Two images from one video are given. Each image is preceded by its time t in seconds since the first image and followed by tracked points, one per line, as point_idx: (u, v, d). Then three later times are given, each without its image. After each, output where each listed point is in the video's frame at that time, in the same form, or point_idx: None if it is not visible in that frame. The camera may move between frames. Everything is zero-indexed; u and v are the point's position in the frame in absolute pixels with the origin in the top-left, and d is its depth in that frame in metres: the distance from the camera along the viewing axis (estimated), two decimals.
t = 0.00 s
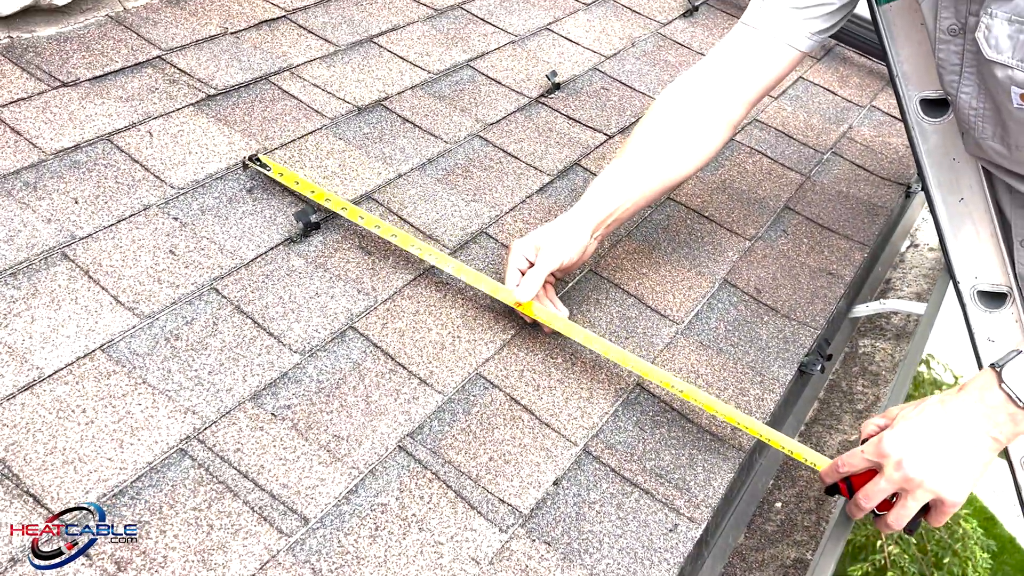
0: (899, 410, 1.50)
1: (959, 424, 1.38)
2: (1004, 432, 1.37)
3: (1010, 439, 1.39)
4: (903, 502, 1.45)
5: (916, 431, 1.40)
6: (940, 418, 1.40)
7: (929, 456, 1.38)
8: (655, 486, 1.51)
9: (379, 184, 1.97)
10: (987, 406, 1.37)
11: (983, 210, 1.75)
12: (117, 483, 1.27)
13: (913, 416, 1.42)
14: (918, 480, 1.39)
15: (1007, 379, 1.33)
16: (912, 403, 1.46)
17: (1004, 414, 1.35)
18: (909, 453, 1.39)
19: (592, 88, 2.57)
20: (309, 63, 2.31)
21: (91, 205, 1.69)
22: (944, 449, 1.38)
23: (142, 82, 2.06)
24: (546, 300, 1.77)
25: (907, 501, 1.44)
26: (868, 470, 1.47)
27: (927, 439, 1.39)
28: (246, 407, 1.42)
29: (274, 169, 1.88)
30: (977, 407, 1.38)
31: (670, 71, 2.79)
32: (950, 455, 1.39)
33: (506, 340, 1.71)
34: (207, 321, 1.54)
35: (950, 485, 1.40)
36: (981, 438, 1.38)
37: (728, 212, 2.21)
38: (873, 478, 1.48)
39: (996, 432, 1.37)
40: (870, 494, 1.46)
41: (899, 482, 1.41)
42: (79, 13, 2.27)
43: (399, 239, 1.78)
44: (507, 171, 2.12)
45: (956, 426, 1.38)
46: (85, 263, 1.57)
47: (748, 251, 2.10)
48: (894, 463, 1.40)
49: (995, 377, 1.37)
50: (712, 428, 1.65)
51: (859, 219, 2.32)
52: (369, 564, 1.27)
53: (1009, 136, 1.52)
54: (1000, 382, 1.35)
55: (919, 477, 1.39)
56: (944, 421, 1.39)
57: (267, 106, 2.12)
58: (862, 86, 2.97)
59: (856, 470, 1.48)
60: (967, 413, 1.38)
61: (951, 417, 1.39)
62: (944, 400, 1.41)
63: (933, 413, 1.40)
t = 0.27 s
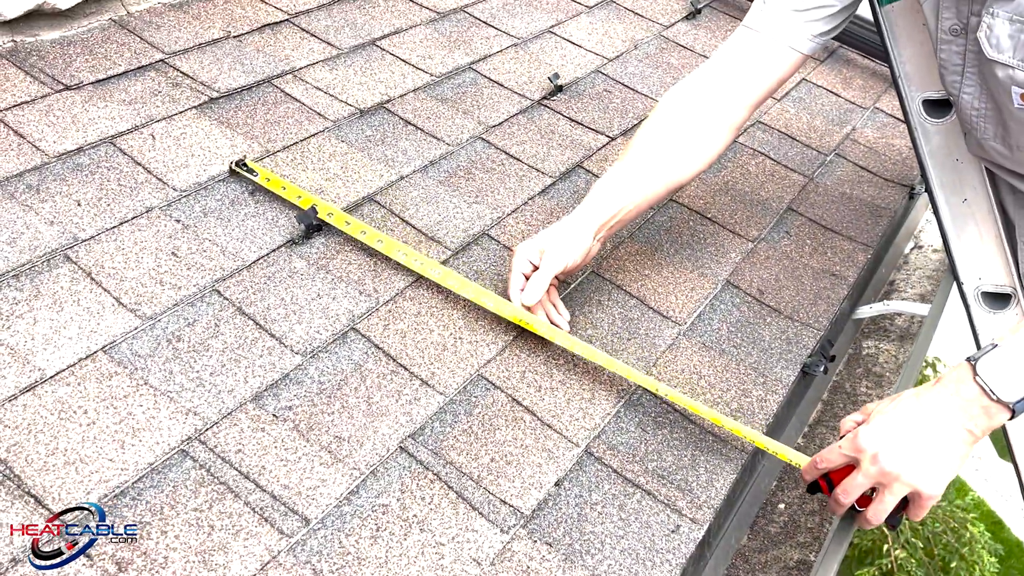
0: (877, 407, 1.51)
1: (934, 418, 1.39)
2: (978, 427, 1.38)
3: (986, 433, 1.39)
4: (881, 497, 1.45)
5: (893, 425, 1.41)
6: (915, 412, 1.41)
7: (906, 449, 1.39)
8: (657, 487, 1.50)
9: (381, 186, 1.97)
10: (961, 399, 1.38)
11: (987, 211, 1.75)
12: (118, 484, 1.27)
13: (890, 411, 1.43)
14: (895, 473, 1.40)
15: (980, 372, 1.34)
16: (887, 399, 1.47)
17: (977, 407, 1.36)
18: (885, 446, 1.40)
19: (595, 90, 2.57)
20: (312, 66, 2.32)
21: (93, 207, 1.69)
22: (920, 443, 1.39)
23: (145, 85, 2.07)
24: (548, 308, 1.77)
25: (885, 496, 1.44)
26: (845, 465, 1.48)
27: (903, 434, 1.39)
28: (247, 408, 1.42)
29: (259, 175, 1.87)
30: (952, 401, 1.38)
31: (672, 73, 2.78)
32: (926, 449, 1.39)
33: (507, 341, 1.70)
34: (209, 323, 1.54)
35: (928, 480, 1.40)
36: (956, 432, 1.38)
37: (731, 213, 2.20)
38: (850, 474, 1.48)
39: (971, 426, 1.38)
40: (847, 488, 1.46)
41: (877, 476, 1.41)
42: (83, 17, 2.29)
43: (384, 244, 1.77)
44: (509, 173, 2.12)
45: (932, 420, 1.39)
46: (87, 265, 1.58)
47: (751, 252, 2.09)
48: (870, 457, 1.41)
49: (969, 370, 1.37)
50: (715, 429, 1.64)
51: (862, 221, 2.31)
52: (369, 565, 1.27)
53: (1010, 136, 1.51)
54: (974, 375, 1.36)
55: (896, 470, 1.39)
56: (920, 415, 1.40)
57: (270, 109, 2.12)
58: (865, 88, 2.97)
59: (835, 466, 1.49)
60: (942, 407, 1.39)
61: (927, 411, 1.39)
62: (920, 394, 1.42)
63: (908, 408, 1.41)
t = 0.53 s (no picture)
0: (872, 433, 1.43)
1: (933, 445, 1.32)
2: (978, 453, 1.32)
3: (986, 459, 1.33)
4: (875, 528, 1.36)
5: (890, 453, 1.33)
6: (913, 440, 1.33)
7: (904, 477, 1.31)
8: (660, 491, 1.50)
9: (384, 191, 1.98)
10: (960, 425, 1.31)
11: (991, 218, 1.74)
12: (121, 489, 1.27)
13: (886, 438, 1.36)
14: (893, 502, 1.31)
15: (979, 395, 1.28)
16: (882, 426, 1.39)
17: (977, 431, 1.30)
18: (883, 474, 1.32)
19: (597, 94, 2.58)
20: (315, 72, 2.32)
21: (97, 213, 1.70)
22: (919, 471, 1.31)
23: (149, 92, 2.08)
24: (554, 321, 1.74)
25: (880, 525, 1.35)
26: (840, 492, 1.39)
27: (901, 462, 1.32)
28: (251, 413, 1.42)
29: (262, 180, 1.87)
30: (950, 426, 1.32)
31: (675, 77, 2.79)
32: (925, 477, 1.32)
33: (510, 345, 1.70)
34: (212, 328, 1.54)
35: (927, 509, 1.32)
36: (956, 459, 1.32)
37: (734, 217, 2.20)
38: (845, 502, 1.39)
39: (971, 452, 1.32)
40: (841, 517, 1.36)
41: (873, 505, 1.32)
42: (87, 24, 2.31)
43: (384, 251, 1.76)
44: (512, 178, 2.12)
45: (930, 447, 1.32)
46: (91, 270, 1.58)
47: (754, 256, 2.09)
48: (868, 484, 1.33)
49: (966, 394, 1.31)
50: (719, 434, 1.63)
51: (866, 224, 2.31)
52: (373, 570, 1.27)
53: (1013, 141, 1.51)
54: (972, 399, 1.30)
55: (895, 499, 1.31)
56: (918, 442, 1.33)
57: (273, 114, 2.13)
58: (869, 91, 2.96)
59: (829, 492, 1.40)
60: (940, 433, 1.32)
61: (924, 437, 1.33)
62: (916, 421, 1.35)
63: (906, 435, 1.34)
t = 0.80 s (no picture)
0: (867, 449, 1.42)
1: (928, 461, 1.30)
2: (974, 468, 1.30)
3: (983, 474, 1.31)
4: (874, 544, 1.35)
5: (885, 470, 1.32)
6: (908, 456, 1.32)
7: (900, 494, 1.30)
8: (664, 494, 1.50)
9: (387, 193, 1.97)
10: (954, 440, 1.30)
11: (997, 219, 1.74)
12: (123, 491, 1.27)
13: (880, 455, 1.34)
14: (889, 520, 1.30)
15: (972, 410, 1.27)
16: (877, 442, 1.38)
17: (972, 446, 1.28)
18: (879, 492, 1.30)
19: (600, 96, 2.57)
20: (317, 74, 2.32)
21: (100, 215, 1.70)
22: (914, 487, 1.30)
23: (152, 94, 2.08)
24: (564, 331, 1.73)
25: (878, 543, 1.34)
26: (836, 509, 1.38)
27: (896, 479, 1.30)
28: (253, 415, 1.42)
29: (265, 183, 1.88)
30: (945, 442, 1.30)
31: (678, 78, 2.78)
32: (921, 494, 1.30)
33: (513, 347, 1.70)
34: (214, 331, 1.54)
35: (925, 526, 1.30)
36: (953, 474, 1.30)
37: (737, 218, 2.20)
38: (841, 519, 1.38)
39: (966, 467, 1.30)
40: (838, 535, 1.36)
41: (870, 523, 1.31)
42: (89, 27, 2.31)
43: (383, 257, 1.75)
44: (515, 179, 2.11)
45: (925, 464, 1.30)
46: (93, 273, 1.58)
47: (757, 258, 2.08)
48: (863, 503, 1.31)
49: (959, 408, 1.30)
50: (723, 435, 1.63)
51: (869, 225, 2.30)
52: (375, 572, 1.26)
53: (1015, 142, 1.51)
54: (965, 414, 1.28)
55: (891, 516, 1.29)
56: (913, 458, 1.31)
57: (275, 116, 2.13)
58: (872, 92, 2.96)
59: (825, 510, 1.39)
60: (935, 449, 1.31)
61: (919, 453, 1.31)
62: (910, 437, 1.33)
63: (901, 452, 1.33)
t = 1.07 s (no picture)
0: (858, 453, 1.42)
1: (921, 461, 1.30)
2: (966, 465, 1.30)
3: (976, 469, 1.32)
4: (875, 552, 1.34)
5: (878, 474, 1.31)
6: (899, 458, 1.32)
7: (895, 497, 1.29)
8: (666, 495, 1.49)
9: (388, 194, 1.97)
10: (945, 437, 1.30)
11: (1000, 219, 1.73)
12: (124, 493, 1.26)
13: (872, 459, 1.34)
14: (886, 525, 1.29)
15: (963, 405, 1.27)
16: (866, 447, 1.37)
17: (964, 443, 1.29)
18: (873, 496, 1.29)
19: (602, 96, 2.57)
20: (319, 75, 2.32)
21: (100, 217, 1.70)
22: (909, 489, 1.29)
23: (153, 95, 2.08)
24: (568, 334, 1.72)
25: (879, 550, 1.32)
26: (832, 518, 1.37)
27: (890, 482, 1.30)
28: (254, 417, 1.41)
29: (267, 183, 1.87)
30: (936, 441, 1.30)
31: (680, 78, 2.78)
32: (916, 495, 1.29)
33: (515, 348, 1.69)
34: (215, 332, 1.54)
35: (924, 528, 1.29)
36: (946, 473, 1.30)
37: (740, 219, 2.19)
38: (838, 527, 1.37)
39: (959, 465, 1.30)
40: (836, 545, 1.34)
41: (867, 530, 1.30)
42: (90, 28, 2.31)
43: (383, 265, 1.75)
44: (516, 180, 2.11)
45: (918, 464, 1.30)
46: (94, 274, 1.58)
47: (760, 258, 2.08)
48: (858, 510, 1.30)
49: (949, 405, 1.30)
50: (725, 436, 1.62)
51: (872, 226, 2.29)
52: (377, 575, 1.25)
53: (1019, 141, 1.50)
54: (956, 410, 1.29)
55: (888, 521, 1.28)
56: (905, 459, 1.31)
57: (276, 117, 2.12)
58: (874, 93, 2.95)
59: (821, 519, 1.38)
60: (926, 449, 1.31)
61: (910, 454, 1.31)
62: (900, 439, 1.33)
63: (892, 454, 1.32)
